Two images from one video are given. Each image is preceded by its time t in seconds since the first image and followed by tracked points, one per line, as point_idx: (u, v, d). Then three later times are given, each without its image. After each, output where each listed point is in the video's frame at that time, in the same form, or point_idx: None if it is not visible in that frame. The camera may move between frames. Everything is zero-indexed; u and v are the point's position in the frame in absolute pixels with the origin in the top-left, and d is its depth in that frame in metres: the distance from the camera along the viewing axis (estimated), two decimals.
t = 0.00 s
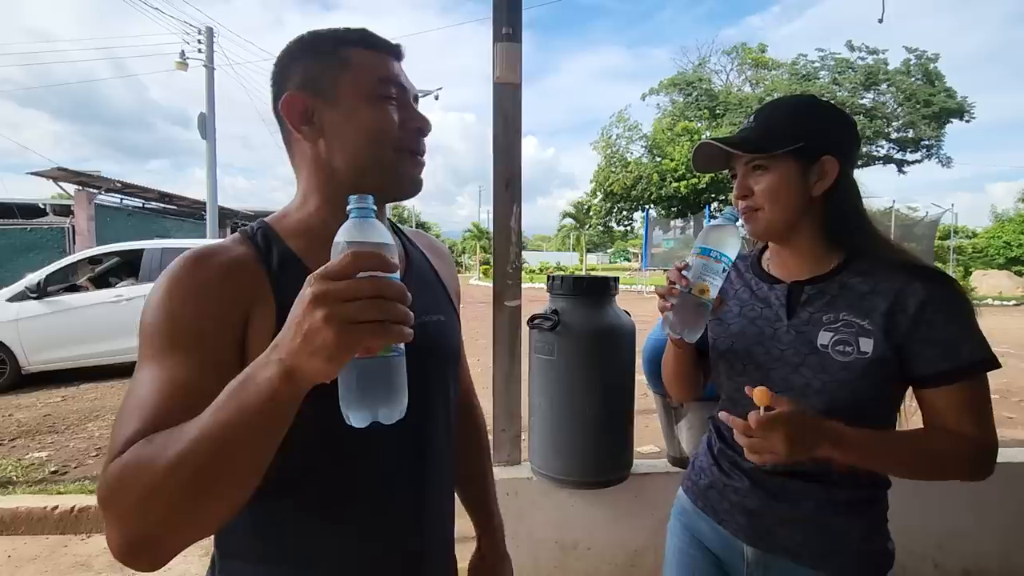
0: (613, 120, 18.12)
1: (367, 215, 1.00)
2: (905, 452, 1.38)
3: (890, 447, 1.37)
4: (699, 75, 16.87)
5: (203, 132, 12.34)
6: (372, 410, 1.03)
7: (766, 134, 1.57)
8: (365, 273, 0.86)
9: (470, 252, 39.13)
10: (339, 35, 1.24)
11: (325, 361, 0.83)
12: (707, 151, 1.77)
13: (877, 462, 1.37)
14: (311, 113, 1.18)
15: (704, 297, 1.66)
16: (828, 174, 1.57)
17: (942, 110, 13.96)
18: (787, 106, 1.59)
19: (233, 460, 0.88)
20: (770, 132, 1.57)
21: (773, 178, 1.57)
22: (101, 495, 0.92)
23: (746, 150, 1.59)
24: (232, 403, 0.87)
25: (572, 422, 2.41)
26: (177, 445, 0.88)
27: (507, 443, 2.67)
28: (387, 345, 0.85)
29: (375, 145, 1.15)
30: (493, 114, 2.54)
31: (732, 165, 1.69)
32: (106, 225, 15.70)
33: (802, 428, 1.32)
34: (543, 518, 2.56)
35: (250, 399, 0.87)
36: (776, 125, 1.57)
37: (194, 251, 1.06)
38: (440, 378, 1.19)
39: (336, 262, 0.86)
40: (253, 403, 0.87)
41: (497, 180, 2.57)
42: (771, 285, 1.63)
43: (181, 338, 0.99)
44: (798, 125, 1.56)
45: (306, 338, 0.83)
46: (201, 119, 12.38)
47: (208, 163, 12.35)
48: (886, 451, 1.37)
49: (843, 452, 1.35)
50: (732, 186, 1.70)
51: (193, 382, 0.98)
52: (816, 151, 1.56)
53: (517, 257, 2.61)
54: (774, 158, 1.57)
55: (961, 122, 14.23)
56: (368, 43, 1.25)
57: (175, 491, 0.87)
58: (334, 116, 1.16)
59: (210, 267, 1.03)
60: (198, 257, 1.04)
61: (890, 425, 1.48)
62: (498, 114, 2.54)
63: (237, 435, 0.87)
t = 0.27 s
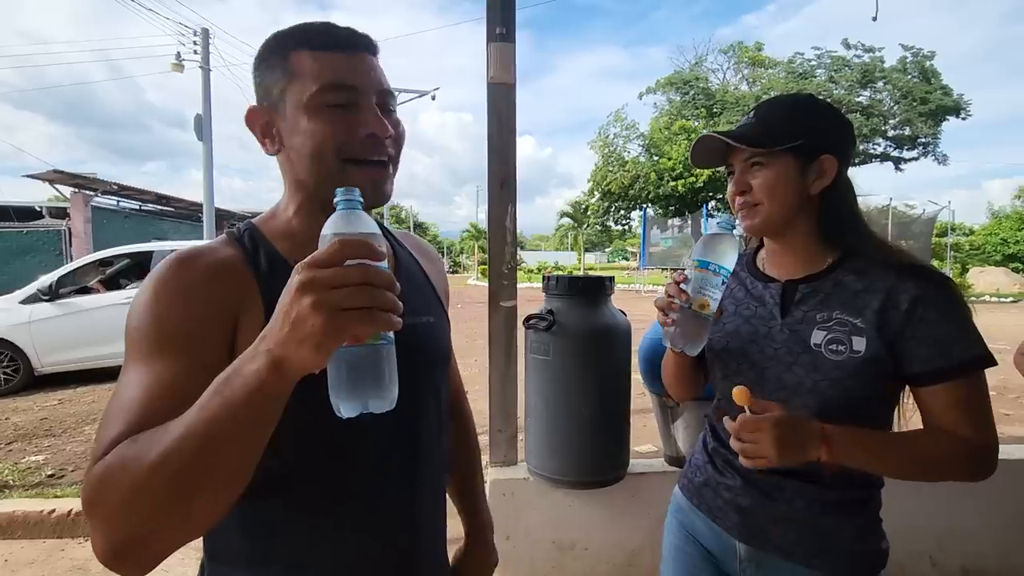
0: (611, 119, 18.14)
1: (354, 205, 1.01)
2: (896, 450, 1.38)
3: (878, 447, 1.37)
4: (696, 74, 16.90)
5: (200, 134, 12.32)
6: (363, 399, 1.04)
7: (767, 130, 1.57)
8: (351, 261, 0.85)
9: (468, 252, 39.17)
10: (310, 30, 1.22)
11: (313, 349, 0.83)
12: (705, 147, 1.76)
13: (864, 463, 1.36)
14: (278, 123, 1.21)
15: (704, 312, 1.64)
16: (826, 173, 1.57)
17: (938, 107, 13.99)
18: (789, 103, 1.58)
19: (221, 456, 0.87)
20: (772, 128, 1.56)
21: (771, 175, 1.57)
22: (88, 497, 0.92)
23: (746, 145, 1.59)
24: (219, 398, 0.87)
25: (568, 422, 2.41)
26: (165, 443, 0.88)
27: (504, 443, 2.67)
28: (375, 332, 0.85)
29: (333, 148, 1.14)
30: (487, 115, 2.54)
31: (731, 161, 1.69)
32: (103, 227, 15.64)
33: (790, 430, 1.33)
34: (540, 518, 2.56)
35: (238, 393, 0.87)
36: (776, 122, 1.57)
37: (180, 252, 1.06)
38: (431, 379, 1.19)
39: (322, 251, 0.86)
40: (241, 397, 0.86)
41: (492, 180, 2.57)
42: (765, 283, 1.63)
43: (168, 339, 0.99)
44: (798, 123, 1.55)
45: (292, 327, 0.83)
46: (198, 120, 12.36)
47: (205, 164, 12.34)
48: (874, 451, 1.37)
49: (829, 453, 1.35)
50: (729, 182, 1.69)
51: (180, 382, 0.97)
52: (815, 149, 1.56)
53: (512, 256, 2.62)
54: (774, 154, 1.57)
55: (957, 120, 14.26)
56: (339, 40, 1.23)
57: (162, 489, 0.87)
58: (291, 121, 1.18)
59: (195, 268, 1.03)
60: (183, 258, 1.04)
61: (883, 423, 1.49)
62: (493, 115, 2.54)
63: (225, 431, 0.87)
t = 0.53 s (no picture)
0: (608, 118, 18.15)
1: (353, 177, 1.03)
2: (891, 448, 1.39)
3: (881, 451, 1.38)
4: (693, 73, 16.92)
5: (197, 135, 12.29)
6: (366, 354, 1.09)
7: (760, 134, 1.57)
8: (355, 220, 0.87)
9: (467, 252, 39.18)
10: (288, 36, 1.21)
11: (319, 302, 0.84)
12: (698, 152, 1.76)
13: (866, 467, 1.38)
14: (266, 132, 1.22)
15: (702, 298, 1.68)
16: (822, 172, 1.58)
17: (935, 105, 14.02)
18: (780, 106, 1.59)
19: (221, 425, 0.86)
20: (765, 133, 1.57)
21: (768, 179, 1.58)
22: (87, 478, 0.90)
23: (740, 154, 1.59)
24: (221, 365, 0.87)
25: (566, 422, 2.41)
26: (165, 415, 0.87)
27: (502, 443, 2.67)
28: (378, 286, 0.86)
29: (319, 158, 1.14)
30: (483, 115, 2.54)
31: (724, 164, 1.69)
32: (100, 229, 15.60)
33: (793, 436, 1.34)
34: (539, 517, 2.57)
35: (240, 359, 0.87)
36: (768, 128, 1.57)
37: (178, 246, 1.07)
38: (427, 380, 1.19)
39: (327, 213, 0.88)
40: (243, 362, 0.86)
41: (488, 181, 2.57)
42: (761, 283, 1.63)
43: (167, 328, 0.99)
44: (789, 125, 1.56)
45: (298, 284, 0.84)
46: (194, 121, 12.35)
47: (202, 165, 12.32)
48: (876, 455, 1.37)
49: (831, 458, 1.36)
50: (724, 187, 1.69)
51: (178, 367, 0.97)
52: (808, 149, 1.57)
53: (509, 256, 2.62)
54: (768, 159, 1.57)
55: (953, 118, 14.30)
56: (314, 42, 1.22)
57: (162, 461, 0.86)
58: (272, 136, 1.16)
59: (193, 262, 1.04)
60: (182, 251, 1.05)
61: (879, 422, 1.49)
62: (489, 115, 2.54)
63: (226, 399, 0.86)
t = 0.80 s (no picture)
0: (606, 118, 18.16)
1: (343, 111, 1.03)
2: (889, 447, 1.39)
3: (880, 450, 1.38)
4: (691, 72, 16.93)
5: (194, 135, 12.27)
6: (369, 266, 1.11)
7: (770, 127, 1.56)
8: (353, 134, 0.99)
9: (465, 251, 39.20)
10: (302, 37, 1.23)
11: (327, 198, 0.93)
12: (707, 143, 1.74)
13: (863, 465, 1.37)
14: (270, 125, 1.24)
15: (703, 298, 1.64)
16: (832, 169, 1.57)
17: (932, 104, 14.06)
18: (792, 100, 1.58)
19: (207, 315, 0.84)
20: (776, 126, 1.55)
21: (777, 172, 1.56)
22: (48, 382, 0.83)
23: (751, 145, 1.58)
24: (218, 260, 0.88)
25: (566, 421, 2.41)
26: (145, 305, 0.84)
27: (501, 443, 2.67)
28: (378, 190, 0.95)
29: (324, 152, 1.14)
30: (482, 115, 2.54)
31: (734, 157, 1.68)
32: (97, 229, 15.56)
33: (792, 431, 1.33)
34: (538, 517, 2.56)
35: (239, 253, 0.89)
36: (780, 119, 1.56)
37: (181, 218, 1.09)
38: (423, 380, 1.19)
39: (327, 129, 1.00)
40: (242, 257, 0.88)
41: (487, 180, 2.57)
42: (763, 282, 1.63)
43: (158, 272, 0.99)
44: (802, 119, 1.55)
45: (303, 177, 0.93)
46: (192, 122, 12.33)
47: (201, 166, 12.30)
48: (875, 454, 1.37)
49: (830, 455, 1.36)
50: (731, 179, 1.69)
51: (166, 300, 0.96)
52: (820, 145, 1.56)
53: (508, 255, 2.61)
54: (780, 152, 1.56)
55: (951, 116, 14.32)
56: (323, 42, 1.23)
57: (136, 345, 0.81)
58: (276, 125, 1.16)
59: (196, 231, 1.06)
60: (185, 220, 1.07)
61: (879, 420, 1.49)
62: (488, 115, 2.54)
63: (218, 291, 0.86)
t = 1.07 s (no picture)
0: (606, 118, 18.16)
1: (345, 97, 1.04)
2: (894, 446, 1.39)
3: (890, 451, 1.38)
4: (690, 72, 16.94)
5: (194, 135, 12.26)
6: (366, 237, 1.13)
7: (776, 125, 1.55)
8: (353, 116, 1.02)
9: (465, 252, 39.17)
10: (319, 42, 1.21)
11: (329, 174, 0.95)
12: (709, 143, 1.74)
13: (875, 466, 1.37)
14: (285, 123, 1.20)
15: (708, 297, 1.63)
16: (836, 169, 1.57)
17: (931, 104, 14.09)
18: (798, 98, 1.57)
19: (202, 268, 0.82)
20: (782, 124, 1.55)
21: (782, 170, 1.56)
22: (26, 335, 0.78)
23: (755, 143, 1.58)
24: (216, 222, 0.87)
25: (567, 421, 2.40)
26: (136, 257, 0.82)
27: (502, 443, 2.66)
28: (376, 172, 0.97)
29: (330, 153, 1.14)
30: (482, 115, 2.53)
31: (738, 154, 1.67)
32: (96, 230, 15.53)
33: (804, 433, 1.32)
34: (539, 517, 2.56)
35: (239, 217, 0.88)
36: (784, 117, 1.55)
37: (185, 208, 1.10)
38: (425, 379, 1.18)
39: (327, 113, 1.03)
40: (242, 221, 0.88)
41: (487, 180, 2.56)
42: (767, 281, 1.63)
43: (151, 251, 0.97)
44: (806, 117, 1.54)
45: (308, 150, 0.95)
46: (191, 122, 12.32)
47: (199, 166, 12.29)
48: (885, 455, 1.37)
49: (842, 457, 1.35)
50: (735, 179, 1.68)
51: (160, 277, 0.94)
52: (824, 144, 1.55)
53: (508, 255, 2.61)
54: (784, 150, 1.55)
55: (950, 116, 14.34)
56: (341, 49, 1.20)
57: (127, 290, 0.77)
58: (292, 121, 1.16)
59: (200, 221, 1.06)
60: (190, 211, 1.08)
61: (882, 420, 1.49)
62: (488, 114, 2.53)
63: (215, 248, 0.84)
